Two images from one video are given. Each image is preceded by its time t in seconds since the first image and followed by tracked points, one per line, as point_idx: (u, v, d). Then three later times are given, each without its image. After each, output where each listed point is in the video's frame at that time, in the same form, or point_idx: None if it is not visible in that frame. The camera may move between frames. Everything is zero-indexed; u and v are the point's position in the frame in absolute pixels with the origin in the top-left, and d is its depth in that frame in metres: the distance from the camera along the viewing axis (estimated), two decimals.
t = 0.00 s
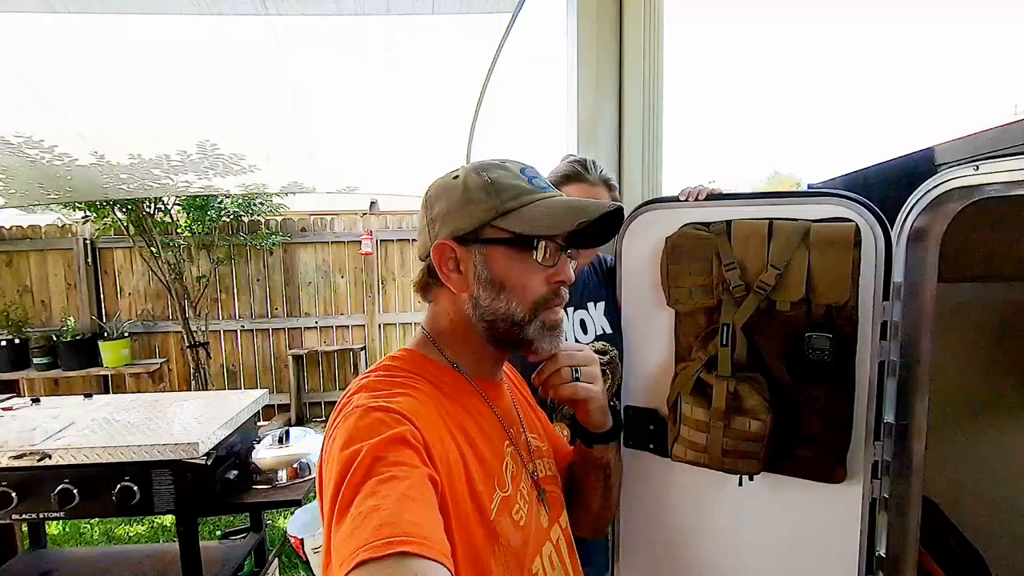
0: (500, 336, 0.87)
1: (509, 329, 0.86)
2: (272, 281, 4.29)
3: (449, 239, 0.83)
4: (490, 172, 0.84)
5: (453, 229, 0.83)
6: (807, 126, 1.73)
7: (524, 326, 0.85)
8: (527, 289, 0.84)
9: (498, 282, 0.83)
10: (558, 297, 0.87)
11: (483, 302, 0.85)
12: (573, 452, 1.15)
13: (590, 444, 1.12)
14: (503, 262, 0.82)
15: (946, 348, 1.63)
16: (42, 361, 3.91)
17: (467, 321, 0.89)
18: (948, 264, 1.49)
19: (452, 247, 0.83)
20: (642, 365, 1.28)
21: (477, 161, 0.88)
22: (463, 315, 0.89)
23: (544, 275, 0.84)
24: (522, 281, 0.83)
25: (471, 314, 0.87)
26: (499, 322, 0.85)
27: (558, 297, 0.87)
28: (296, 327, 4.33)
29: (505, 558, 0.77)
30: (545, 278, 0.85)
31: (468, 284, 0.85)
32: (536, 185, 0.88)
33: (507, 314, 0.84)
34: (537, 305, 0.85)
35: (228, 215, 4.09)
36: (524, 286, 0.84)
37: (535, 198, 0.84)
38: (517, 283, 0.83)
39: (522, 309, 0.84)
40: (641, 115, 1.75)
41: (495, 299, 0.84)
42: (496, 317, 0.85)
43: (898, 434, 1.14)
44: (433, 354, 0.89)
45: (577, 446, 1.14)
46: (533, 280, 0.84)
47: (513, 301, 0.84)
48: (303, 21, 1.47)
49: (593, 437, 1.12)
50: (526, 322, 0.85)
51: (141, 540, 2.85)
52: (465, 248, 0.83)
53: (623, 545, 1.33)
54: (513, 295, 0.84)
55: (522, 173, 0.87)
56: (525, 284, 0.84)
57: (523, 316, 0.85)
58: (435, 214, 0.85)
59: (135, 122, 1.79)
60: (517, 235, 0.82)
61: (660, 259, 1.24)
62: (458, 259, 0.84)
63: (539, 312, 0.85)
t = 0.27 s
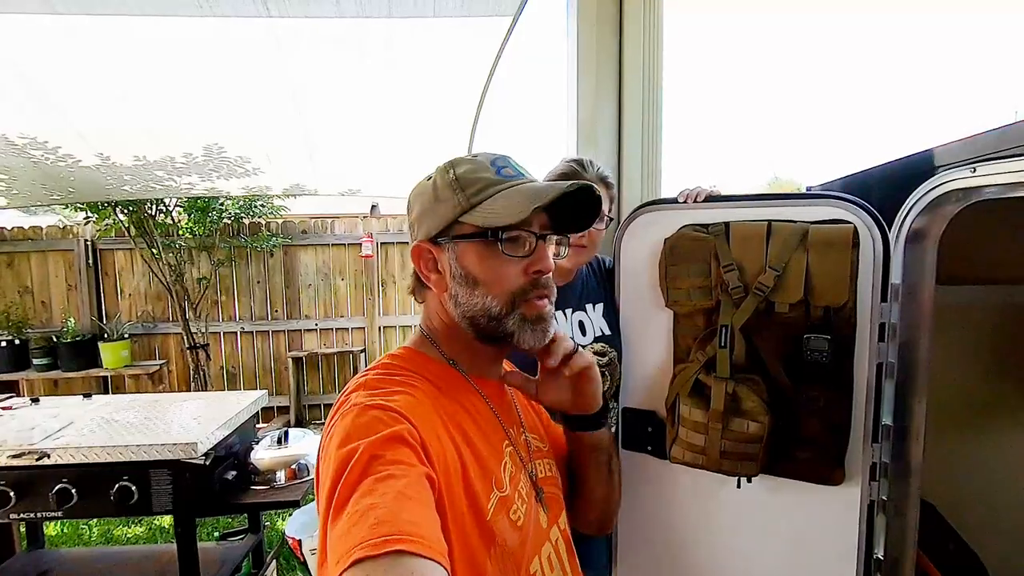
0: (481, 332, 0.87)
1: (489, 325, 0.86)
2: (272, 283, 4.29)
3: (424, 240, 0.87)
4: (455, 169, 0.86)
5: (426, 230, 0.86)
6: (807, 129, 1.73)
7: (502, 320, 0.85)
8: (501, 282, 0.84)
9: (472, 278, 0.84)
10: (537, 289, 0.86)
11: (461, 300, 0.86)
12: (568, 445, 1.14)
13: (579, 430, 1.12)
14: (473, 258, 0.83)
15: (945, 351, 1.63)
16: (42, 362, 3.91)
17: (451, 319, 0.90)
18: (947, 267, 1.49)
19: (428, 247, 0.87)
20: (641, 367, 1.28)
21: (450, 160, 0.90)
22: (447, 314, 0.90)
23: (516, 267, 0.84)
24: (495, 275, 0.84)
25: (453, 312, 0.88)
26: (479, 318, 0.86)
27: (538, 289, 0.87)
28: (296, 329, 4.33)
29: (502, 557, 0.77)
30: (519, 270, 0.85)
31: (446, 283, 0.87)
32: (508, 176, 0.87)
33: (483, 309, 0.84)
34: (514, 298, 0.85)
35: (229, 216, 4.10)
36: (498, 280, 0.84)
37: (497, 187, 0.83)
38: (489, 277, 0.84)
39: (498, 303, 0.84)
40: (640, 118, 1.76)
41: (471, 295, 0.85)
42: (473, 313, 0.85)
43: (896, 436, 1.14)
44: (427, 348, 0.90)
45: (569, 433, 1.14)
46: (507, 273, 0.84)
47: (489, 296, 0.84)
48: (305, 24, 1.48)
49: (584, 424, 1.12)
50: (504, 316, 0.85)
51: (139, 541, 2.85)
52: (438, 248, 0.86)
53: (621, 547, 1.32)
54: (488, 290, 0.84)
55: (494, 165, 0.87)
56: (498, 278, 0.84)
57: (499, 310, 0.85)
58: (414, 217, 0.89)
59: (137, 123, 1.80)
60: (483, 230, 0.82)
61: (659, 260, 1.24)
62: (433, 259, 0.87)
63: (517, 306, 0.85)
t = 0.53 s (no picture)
0: (457, 337, 0.89)
1: (463, 329, 0.87)
2: (273, 286, 4.30)
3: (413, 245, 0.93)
4: (439, 173, 0.90)
5: (413, 234, 0.92)
6: (807, 133, 1.74)
7: (473, 324, 0.86)
8: (470, 286, 0.85)
9: (447, 282, 0.87)
10: (506, 292, 0.86)
11: (440, 303, 0.89)
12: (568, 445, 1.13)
13: (577, 429, 1.11)
14: (446, 261, 0.86)
15: (945, 355, 1.63)
16: (42, 365, 3.91)
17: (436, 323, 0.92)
18: (948, 271, 1.50)
19: (415, 251, 0.92)
20: (643, 370, 1.29)
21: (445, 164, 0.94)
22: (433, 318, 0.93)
23: (483, 270, 0.85)
24: (465, 278, 0.85)
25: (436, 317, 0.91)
26: (453, 322, 0.87)
27: (509, 292, 0.86)
28: (297, 333, 4.33)
29: (506, 557, 0.77)
30: (488, 273, 0.85)
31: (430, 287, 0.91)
32: (483, 177, 0.87)
33: (456, 313, 0.86)
34: (482, 302, 0.85)
35: (231, 220, 4.11)
36: (467, 283, 0.85)
37: (466, 189, 0.85)
38: (460, 280, 0.85)
39: (467, 306, 0.86)
40: (642, 122, 1.77)
41: (447, 298, 0.87)
42: (448, 316, 0.87)
43: (898, 439, 1.14)
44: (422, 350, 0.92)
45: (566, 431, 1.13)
46: (476, 277, 0.85)
47: (460, 300, 0.86)
48: (309, 28, 1.49)
49: (579, 420, 1.11)
50: (474, 320, 0.86)
51: (139, 545, 2.84)
52: (422, 251, 0.91)
53: (623, 550, 1.32)
54: (459, 294, 0.86)
55: (473, 170, 0.88)
56: (468, 281, 0.85)
57: (469, 314, 0.86)
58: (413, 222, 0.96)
59: (141, 126, 1.81)
60: (454, 234, 0.85)
61: (660, 263, 1.25)
62: (420, 263, 0.92)
63: (486, 309, 0.85)
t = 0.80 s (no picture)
0: (459, 347, 0.89)
1: (464, 339, 0.87)
2: (274, 289, 4.30)
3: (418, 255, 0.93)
4: (444, 183, 0.91)
5: (418, 244, 0.92)
6: (809, 140, 1.75)
7: (474, 335, 0.86)
8: (472, 297, 0.85)
9: (449, 292, 0.87)
10: (508, 303, 0.86)
11: (443, 313, 0.89)
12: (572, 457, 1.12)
13: (583, 441, 1.09)
14: (450, 272, 0.86)
15: (947, 362, 1.63)
16: (42, 367, 3.91)
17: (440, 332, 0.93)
18: (950, 277, 1.50)
19: (419, 261, 0.93)
20: (647, 376, 1.29)
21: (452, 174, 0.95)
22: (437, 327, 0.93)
23: (485, 281, 0.85)
24: (468, 289, 0.85)
25: (440, 327, 0.91)
26: (455, 332, 0.88)
27: (511, 304, 0.86)
28: (297, 336, 4.33)
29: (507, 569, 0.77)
30: (490, 284, 0.85)
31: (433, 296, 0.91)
32: (487, 187, 0.88)
33: (458, 323, 0.87)
34: (484, 313, 0.85)
35: (232, 223, 4.11)
36: (470, 293, 0.85)
37: (470, 201, 0.86)
38: (462, 291, 0.86)
39: (469, 316, 0.86)
40: (644, 128, 1.77)
41: (449, 308, 0.88)
42: (450, 326, 0.88)
43: (902, 447, 1.14)
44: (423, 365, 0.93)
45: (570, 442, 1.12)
46: (479, 287, 0.85)
47: (462, 310, 0.86)
48: (313, 33, 1.50)
49: (583, 432, 1.09)
50: (475, 331, 0.86)
51: (138, 548, 2.84)
52: (426, 261, 0.91)
53: (626, 558, 1.32)
54: (461, 304, 0.86)
55: (479, 180, 0.88)
56: (470, 292, 0.85)
57: (470, 324, 0.86)
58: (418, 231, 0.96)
59: (145, 131, 1.81)
60: (456, 245, 0.85)
61: (663, 270, 1.25)
62: (424, 272, 0.92)
63: (487, 320, 0.85)
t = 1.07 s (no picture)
0: (468, 349, 0.90)
1: (475, 342, 0.88)
2: (276, 289, 4.30)
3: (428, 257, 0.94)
4: (456, 186, 0.91)
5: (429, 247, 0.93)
6: (812, 144, 1.76)
7: (485, 337, 0.87)
8: (485, 300, 0.86)
9: (460, 294, 0.87)
10: (520, 306, 0.86)
11: (454, 315, 0.90)
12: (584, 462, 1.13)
13: (594, 446, 1.11)
14: (462, 274, 0.87)
15: (950, 364, 1.64)
16: (43, 367, 3.90)
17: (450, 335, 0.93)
18: (954, 281, 1.51)
19: (430, 263, 0.93)
20: (653, 379, 1.29)
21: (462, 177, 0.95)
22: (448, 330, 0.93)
23: (498, 284, 0.85)
24: (479, 292, 0.86)
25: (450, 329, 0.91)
26: (466, 334, 0.88)
27: (523, 306, 0.87)
28: (299, 336, 4.33)
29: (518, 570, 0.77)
30: (502, 287, 0.86)
31: (444, 298, 0.92)
32: (500, 191, 0.88)
33: (469, 325, 0.87)
34: (495, 315, 0.86)
35: (234, 223, 4.11)
36: (481, 295, 0.86)
37: (484, 204, 0.86)
38: (474, 293, 0.86)
39: (481, 319, 0.86)
40: (649, 132, 1.78)
41: (460, 310, 0.88)
42: (461, 328, 0.88)
43: (907, 450, 1.15)
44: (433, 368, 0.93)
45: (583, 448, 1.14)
46: (492, 290, 0.86)
47: (473, 312, 0.87)
48: (318, 36, 1.51)
49: (596, 438, 1.11)
50: (487, 333, 0.87)
51: (141, 548, 2.84)
52: (437, 264, 0.91)
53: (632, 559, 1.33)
54: (473, 307, 0.87)
55: (492, 184, 0.89)
56: (482, 294, 0.86)
57: (482, 326, 0.86)
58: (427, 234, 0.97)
59: (151, 131, 1.82)
60: (470, 247, 0.86)
61: (670, 273, 1.26)
62: (435, 275, 0.93)
63: (499, 323, 0.86)
